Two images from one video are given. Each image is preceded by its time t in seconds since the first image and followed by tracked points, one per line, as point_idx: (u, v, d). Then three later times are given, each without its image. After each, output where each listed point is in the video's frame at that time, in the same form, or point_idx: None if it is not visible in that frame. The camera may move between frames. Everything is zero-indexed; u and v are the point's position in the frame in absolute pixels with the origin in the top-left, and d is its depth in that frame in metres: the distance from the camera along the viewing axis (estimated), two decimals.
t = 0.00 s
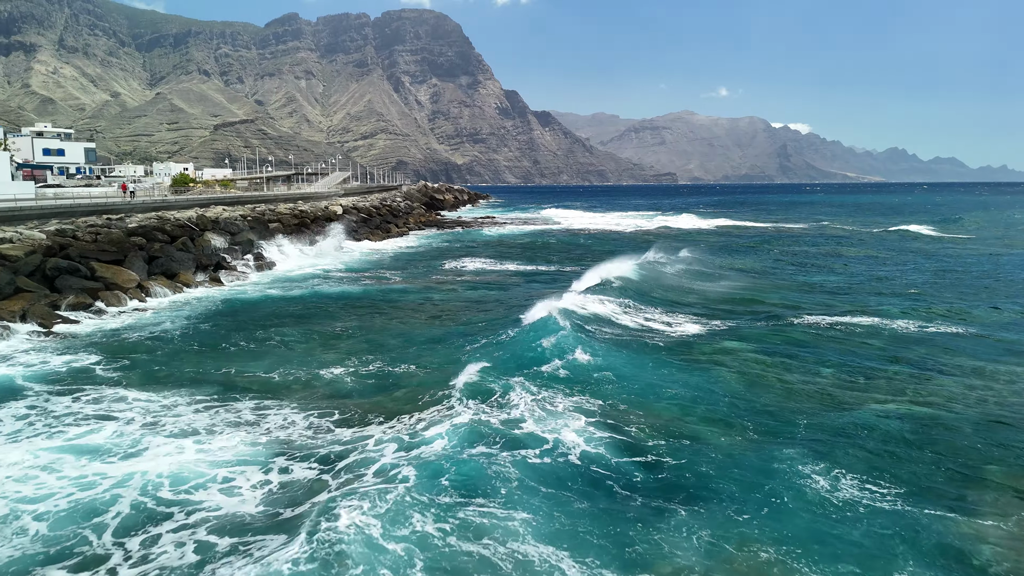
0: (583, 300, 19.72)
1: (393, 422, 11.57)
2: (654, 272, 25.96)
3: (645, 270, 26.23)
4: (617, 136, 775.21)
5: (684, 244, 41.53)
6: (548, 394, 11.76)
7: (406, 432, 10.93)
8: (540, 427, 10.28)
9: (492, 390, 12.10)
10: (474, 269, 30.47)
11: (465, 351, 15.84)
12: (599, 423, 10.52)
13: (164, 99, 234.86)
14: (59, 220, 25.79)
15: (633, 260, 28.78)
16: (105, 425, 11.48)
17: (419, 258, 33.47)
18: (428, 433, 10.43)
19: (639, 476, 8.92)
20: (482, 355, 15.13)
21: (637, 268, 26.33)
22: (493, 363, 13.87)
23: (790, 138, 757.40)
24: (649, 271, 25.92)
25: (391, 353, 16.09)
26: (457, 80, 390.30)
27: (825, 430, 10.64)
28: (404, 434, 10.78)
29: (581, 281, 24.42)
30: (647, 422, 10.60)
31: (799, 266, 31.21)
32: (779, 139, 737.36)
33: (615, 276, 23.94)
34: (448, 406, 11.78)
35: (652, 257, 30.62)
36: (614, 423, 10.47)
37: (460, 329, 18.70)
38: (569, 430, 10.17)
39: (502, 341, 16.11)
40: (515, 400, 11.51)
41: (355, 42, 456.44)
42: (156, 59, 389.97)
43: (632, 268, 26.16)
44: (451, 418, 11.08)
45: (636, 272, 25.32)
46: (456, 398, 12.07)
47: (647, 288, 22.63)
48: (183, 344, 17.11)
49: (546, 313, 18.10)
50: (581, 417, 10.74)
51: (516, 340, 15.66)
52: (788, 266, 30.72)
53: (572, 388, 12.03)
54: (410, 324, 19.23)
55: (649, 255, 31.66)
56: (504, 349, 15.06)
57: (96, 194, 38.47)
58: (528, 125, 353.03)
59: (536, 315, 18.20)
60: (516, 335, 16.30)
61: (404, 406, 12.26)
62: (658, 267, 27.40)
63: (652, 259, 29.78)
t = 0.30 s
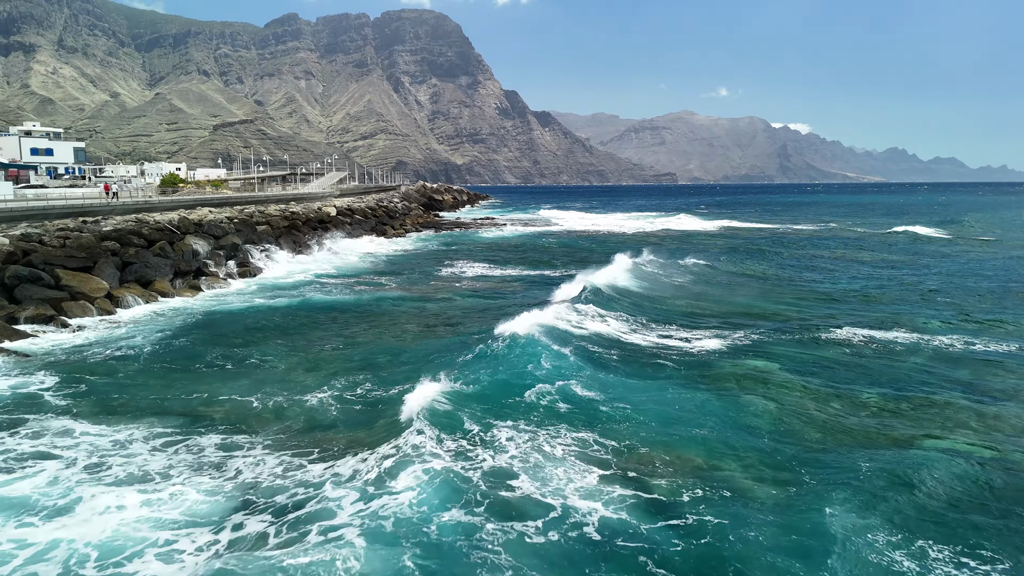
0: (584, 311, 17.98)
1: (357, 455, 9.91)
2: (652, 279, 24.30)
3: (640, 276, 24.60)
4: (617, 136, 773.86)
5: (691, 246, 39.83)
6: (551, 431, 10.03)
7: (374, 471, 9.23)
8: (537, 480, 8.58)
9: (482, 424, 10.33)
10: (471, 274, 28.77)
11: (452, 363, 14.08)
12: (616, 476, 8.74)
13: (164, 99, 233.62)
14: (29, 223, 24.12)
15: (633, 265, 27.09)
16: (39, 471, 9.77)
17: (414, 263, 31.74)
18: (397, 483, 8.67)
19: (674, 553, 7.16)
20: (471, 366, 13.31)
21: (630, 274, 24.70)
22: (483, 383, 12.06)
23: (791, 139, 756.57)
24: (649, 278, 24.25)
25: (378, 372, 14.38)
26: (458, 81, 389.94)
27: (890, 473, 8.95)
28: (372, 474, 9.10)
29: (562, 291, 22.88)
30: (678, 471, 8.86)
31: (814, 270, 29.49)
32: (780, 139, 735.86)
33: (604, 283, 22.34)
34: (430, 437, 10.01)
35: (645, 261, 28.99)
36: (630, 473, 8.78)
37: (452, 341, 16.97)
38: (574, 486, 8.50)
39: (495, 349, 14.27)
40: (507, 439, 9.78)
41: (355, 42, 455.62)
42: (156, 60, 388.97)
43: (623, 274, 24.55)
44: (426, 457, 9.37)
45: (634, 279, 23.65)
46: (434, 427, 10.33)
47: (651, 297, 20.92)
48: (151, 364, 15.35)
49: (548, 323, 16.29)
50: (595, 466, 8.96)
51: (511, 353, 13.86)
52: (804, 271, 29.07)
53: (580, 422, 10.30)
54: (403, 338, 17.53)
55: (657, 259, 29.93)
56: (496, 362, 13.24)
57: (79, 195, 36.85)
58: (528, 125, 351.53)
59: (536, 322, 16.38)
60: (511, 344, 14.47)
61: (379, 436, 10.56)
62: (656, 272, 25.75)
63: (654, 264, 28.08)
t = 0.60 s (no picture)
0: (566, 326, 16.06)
1: (312, 503, 8.21)
2: (644, 286, 22.58)
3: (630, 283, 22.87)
4: (618, 137, 774.41)
5: (698, 249, 38.13)
6: (554, 486, 8.31)
7: (325, 530, 7.54)
8: (537, 560, 6.90)
9: (461, 477, 8.57)
10: (468, 280, 27.09)
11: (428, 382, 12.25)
12: (638, 551, 7.02)
13: (164, 99, 232.14)
14: None
15: (629, 270, 25.36)
16: None
17: (409, 268, 30.03)
18: (341, 560, 6.97)
19: None
20: (447, 393, 11.50)
21: (619, 281, 22.94)
22: (448, 421, 10.27)
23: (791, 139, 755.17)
24: (648, 287, 22.49)
25: (362, 397, 12.66)
26: (458, 81, 388.51)
27: (990, 549, 7.25)
28: (321, 535, 7.41)
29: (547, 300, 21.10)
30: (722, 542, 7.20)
31: (833, 276, 27.74)
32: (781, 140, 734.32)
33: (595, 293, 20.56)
34: (401, 490, 8.29)
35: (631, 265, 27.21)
36: (659, 548, 7.08)
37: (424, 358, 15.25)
38: (584, 568, 6.80)
39: (470, 372, 12.40)
40: (494, 499, 8.05)
41: (355, 42, 454.24)
42: (156, 59, 387.52)
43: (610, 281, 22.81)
44: (389, 521, 7.67)
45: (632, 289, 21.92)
46: (401, 476, 8.64)
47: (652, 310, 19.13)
48: (112, 388, 13.60)
49: (532, 342, 14.48)
50: (611, 538, 7.24)
51: (496, 377, 12.04)
52: (823, 276, 27.48)
53: (595, 474, 8.58)
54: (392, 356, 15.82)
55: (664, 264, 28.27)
56: (468, 392, 11.41)
57: (60, 196, 35.20)
58: (528, 126, 350.14)
59: (516, 340, 14.56)
60: (494, 367, 12.67)
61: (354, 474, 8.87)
62: (649, 279, 24.01)
63: (654, 269, 26.38)
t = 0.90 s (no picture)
0: (561, 348, 14.29)
1: None
2: (638, 296, 20.73)
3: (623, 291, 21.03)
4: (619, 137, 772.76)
5: (708, 252, 36.48)
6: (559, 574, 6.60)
7: None
8: None
9: (433, 563, 6.83)
10: (466, 287, 25.42)
11: (402, 412, 10.50)
12: None
13: (164, 99, 230.60)
14: None
15: (625, 276, 23.53)
16: None
17: (404, 274, 28.37)
18: None
19: None
20: (423, 432, 9.75)
21: (610, 290, 21.09)
22: (415, 477, 8.53)
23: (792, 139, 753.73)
24: (645, 296, 20.67)
25: (343, 424, 10.97)
26: (458, 81, 387.09)
27: None
28: None
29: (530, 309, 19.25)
30: None
31: (853, 281, 26.09)
32: (782, 140, 732.70)
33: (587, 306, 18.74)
34: None
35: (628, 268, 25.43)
36: None
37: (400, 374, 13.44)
38: None
39: (452, 405, 10.66)
40: None
41: (355, 41, 452.71)
42: (155, 59, 385.93)
43: (601, 290, 20.97)
44: None
45: (626, 298, 20.08)
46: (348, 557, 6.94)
47: (655, 326, 17.33)
48: (59, 420, 11.87)
49: (524, 370, 12.70)
50: None
51: (483, 414, 10.31)
52: (844, 282, 25.89)
53: (618, 548, 6.95)
54: (381, 372, 14.16)
55: (674, 270, 26.60)
56: (442, 435, 9.67)
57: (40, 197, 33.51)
58: (529, 126, 348.50)
59: (502, 367, 12.75)
60: (482, 401, 10.93)
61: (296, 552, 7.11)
62: (645, 286, 22.18)
63: (653, 274, 24.55)
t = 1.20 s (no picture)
0: (558, 376, 12.52)
1: None
2: (630, 306, 18.91)
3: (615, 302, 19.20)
4: (620, 137, 771.32)
5: (717, 254, 34.77)
6: None
7: None
8: None
9: None
10: (462, 294, 23.71)
11: (370, 463, 8.75)
12: None
13: (163, 99, 229.27)
14: None
15: (622, 284, 21.74)
16: None
17: (397, 280, 26.66)
18: None
19: None
20: (395, 495, 8.04)
21: (602, 300, 19.27)
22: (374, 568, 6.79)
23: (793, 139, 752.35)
24: (643, 308, 18.87)
25: (307, 456, 9.25)
26: (458, 81, 385.52)
27: None
28: None
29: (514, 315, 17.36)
30: None
31: (876, 288, 24.39)
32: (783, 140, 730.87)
33: (581, 320, 16.92)
34: None
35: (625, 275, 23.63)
36: None
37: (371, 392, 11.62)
38: None
39: (429, 456, 8.87)
40: None
41: (355, 42, 451.63)
42: (155, 59, 384.30)
43: (590, 301, 19.16)
44: None
45: (621, 311, 18.28)
46: None
47: (661, 343, 15.52)
48: None
49: (515, 405, 10.91)
50: None
51: (471, 470, 8.61)
52: (865, 289, 24.30)
53: None
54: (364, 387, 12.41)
55: (685, 277, 24.88)
56: (412, 502, 7.89)
57: (16, 198, 31.83)
58: (529, 126, 346.78)
59: (489, 400, 10.95)
60: (467, 450, 9.13)
61: None
62: (640, 296, 20.39)
63: (653, 282, 22.76)
